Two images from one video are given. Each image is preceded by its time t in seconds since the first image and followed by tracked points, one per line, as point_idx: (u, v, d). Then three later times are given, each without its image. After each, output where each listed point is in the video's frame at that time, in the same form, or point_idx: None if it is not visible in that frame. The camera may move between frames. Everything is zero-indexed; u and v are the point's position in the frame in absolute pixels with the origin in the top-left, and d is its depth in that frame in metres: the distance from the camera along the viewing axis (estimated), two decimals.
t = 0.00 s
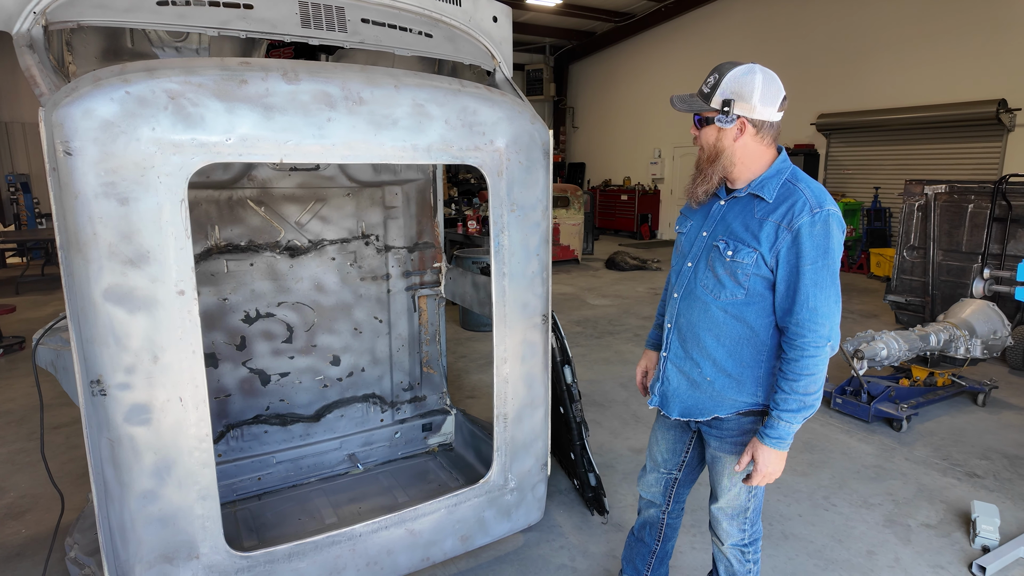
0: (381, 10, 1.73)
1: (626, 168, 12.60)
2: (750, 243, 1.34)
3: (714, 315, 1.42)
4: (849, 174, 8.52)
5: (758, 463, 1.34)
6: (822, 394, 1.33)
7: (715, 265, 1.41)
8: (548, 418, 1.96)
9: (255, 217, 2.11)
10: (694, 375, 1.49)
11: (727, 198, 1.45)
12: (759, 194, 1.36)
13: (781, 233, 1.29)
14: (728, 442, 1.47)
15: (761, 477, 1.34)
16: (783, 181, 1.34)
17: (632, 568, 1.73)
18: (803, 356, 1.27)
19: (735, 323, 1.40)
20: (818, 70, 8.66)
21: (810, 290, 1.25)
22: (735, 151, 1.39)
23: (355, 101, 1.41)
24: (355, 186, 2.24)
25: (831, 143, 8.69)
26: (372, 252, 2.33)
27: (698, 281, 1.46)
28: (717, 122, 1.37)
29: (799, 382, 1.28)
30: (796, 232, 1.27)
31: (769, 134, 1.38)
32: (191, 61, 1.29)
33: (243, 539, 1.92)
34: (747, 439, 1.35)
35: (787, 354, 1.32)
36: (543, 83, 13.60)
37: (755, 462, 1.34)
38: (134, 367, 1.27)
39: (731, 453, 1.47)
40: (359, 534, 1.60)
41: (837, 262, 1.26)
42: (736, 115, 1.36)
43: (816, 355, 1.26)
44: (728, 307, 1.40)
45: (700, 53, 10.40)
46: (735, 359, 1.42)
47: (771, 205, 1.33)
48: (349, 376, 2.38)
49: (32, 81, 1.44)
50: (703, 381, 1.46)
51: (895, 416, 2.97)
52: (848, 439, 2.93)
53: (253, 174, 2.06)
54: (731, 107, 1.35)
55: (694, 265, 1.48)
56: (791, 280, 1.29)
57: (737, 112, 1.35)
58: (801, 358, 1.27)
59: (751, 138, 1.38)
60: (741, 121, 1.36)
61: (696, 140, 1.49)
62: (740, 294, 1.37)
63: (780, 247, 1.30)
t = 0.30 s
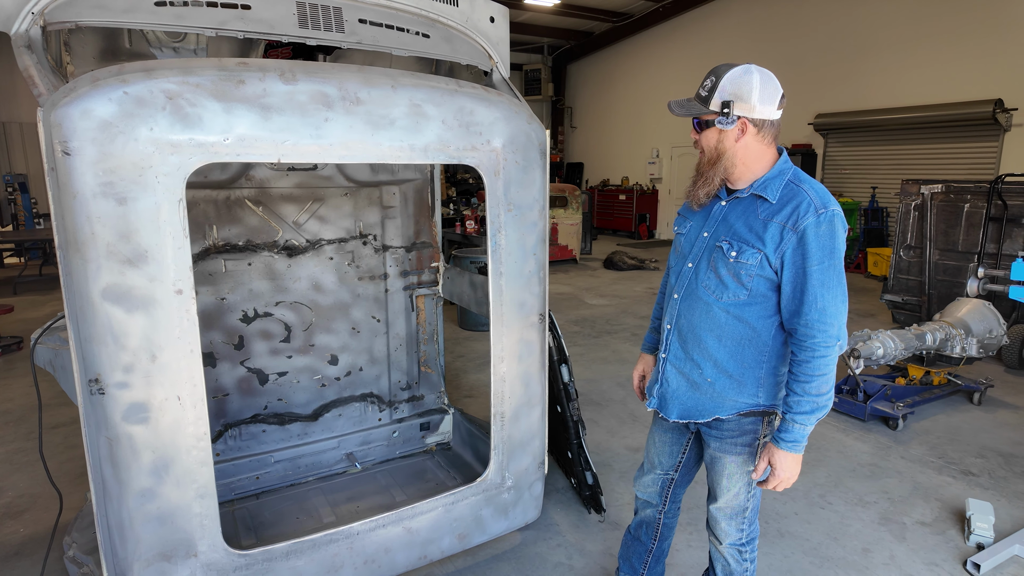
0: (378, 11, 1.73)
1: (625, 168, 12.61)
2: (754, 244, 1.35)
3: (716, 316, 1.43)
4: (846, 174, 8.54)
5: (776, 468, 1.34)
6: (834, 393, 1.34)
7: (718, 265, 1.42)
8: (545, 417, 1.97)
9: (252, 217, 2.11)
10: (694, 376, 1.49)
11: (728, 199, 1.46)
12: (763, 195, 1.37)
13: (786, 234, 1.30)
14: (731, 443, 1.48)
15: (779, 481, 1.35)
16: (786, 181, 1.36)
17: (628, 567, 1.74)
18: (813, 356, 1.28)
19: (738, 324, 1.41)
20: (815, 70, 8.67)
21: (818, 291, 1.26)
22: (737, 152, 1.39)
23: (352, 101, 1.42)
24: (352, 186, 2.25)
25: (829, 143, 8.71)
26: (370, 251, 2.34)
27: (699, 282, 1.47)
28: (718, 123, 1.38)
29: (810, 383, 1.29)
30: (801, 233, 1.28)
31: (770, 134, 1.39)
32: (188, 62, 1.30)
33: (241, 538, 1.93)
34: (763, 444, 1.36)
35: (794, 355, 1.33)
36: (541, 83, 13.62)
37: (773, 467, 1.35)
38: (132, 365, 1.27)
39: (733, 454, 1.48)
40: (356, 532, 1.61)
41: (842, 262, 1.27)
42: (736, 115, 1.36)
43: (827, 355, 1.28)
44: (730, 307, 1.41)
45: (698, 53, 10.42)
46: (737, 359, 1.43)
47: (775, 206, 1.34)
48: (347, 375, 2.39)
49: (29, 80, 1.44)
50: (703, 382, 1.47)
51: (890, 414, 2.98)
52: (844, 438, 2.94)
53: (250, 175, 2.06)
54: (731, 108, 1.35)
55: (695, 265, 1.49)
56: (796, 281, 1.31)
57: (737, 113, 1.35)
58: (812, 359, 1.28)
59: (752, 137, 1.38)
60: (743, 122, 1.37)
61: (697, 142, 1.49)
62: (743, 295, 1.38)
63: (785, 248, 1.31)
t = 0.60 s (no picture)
0: (375, 12, 1.74)
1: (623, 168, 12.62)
2: (753, 243, 1.36)
3: (715, 316, 1.43)
4: (844, 174, 8.56)
5: (796, 472, 1.35)
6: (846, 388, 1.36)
7: (716, 265, 1.43)
8: (542, 416, 1.98)
9: (250, 217, 2.12)
10: (693, 379, 1.49)
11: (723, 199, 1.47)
12: (759, 193, 1.39)
13: (786, 233, 1.32)
14: (734, 445, 1.47)
15: (801, 486, 1.35)
16: (782, 180, 1.37)
17: None
18: (823, 353, 1.30)
19: (737, 323, 1.42)
20: (813, 70, 8.69)
21: (821, 287, 1.28)
22: (744, 153, 1.41)
23: (349, 102, 1.42)
24: (350, 186, 2.25)
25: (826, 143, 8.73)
26: (368, 251, 2.35)
27: (697, 283, 1.47)
28: (729, 127, 1.38)
29: (824, 379, 1.31)
30: (801, 231, 1.30)
31: (769, 133, 1.43)
32: (186, 62, 1.30)
33: (240, 537, 1.93)
34: (780, 449, 1.37)
35: (802, 352, 1.34)
36: (539, 83, 13.65)
37: (792, 472, 1.35)
38: (130, 365, 1.28)
39: (733, 455, 1.48)
40: (354, 531, 1.61)
41: (842, 257, 1.30)
42: (746, 118, 1.38)
43: (837, 350, 1.29)
44: (730, 307, 1.41)
45: (696, 53, 10.44)
46: (736, 359, 1.43)
47: (773, 204, 1.36)
48: (345, 375, 2.40)
49: (28, 82, 1.44)
50: (702, 384, 1.47)
51: (886, 413, 2.99)
52: (841, 437, 2.95)
53: (248, 175, 2.06)
54: (742, 111, 1.36)
55: (692, 266, 1.49)
56: (797, 279, 1.32)
57: (749, 115, 1.36)
58: (823, 355, 1.30)
59: (758, 138, 1.41)
60: (751, 123, 1.39)
61: (692, 150, 1.48)
62: (743, 294, 1.39)
63: (785, 246, 1.32)
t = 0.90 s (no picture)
0: (372, 12, 1.74)
1: (622, 168, 12.63)
2: (735, 240, 1.37)
3: (697, 312, 1.43)
4: (842, 174, 8.58)
5: (782, 469, 1.35)
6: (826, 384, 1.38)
7: (698, 261, 1.43)
8: (540, 415, 1.98)
9: (248, 217, 2.13)
10: (673, 374, 1.47)
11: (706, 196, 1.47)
12: (741, 191, 1.39)
13: (767, 231, 1.33)
14: (715, 442, 1.47)
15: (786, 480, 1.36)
16: (763, 180, 1.38)
17: None
18: (805, 350, 1.31)
19: (718, 320, 1.42)
20: (811, 70, 8.71)
21: (802, 286, 1.29)
22: (730, 152, 1.41)
23: (347, 102, 1.43)
24: (348, 186, 2.26)
25: (824, 143, 8.74)
26: (366, 251, 2.35)
27: (679, 278, 1.47)
28: (716, 126, 1.38)
29: (805, 375, 1.32)
30: (782, 230, 1.31)
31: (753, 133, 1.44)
32: (184, 63, 1.31)
33: (238, 536, 1.93)
34: (765, 445, 1.37)
35: (783, 349, 1.35)
36: (538, 83, 13.68)
37: (779, 469, 1.36)
38: (128, 365, 1.28)
39: (716, 452, 1.48)
40: (351, 530, 1.62)
41: (822, 257, 1.32)
42: (732, 117, 1.38)
43: (818, 347, 1.31)
44: (711, 303, 1.42)
45: (695, 53, 10.46)
46: (717, 355, 1.44)
47: (754, 203, 1.37)
48: (343, 374, 2.40)
49: (25, 81, 1.45)
50: (682, 379, 1.46)
51: (883, 413, 3.00)
52: (838, 436, 2.96)
53: (247, 175, 2.07)
54: (728, 111, 1.36)
55: (674, 262, 1.49)
56: (778, 277, 1.33)
57: (735, 114, 1.36)
58: (804, 353, 1.31)
59: (743, 138, 1.42)
60: (736, 122, 1.39)
61: (677, 150, 1.47)
62: (724, 290, 1.40)
63: (767, 245, 1.33)
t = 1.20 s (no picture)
0: (370, 12, 1.75)
1: (621, 168, 12.65)
2: (715, 233, 1.37)
3: (682, 307, 1.43)
4: (840, 174, 8.59)
5: (752, 449, 1.38)
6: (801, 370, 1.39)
7: (680, 256, 1.43)
8: (538, 415, 1.99)
9: (247, 217, 2.13)
10: (662, 370, 1.48)
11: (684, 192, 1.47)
12: (718, 185, 1.40)
13: (746, 223, 1.33)
14: (705, 441, 1.47)
15: (757, 462, 1.39)
16: (739, 172, 1.39)
17: None
18: (783, 337, 1.32)
19: (702, 314, 1.42)
20: (810, 70, 8.72)
21: (781, 275, 1.30)
22: (699, 149, 1.41)
23: (345, 102, 1.43)
24: (346, 186, 2.26)
25: (823, 143, 8.76)
26: (364, 251, 2.36)
27: (662, 275, 1.46)
28: (682, 125, 1.38)
29: (783, 363, 1.33)
30: (761, 221, 1.31)
31: (721, 127, 1.43)
32: (182, 64, 1.31)
33: (236, 536, 1.94)
34: (738, 426, 1.40)
35: (762, 338, 1.36)
36: (537, 83, 13.70)
37: (749, 449, 1.39)
38: (127, 364, 1.29)
39: (705, 452, 1.47)
40: (349, 529, 1.62)
41: (799, 245, 1.32)
42: (699, 114, 1.37)
43: (795, 335, 1.32)
44: (695, 297, 1.41)
45: (693, 53, 10.48)
46: (702, 350, 1.44)
47: (732, 195, 1.37)
48: (341, 374, 2.41)
49: (24, 83, 1.45)
50: (671, 375, 1.46)
51: (881, 413, 3.01)
52: (835, 436, 2.97)
53: (245, 175, 2.07)
54: (694, 108, 1.36)
55: (657, 259, 1.48)
56: (757, 267, 1.34)
57: (701, 111, 1.36)
58: (783, 341, 1.32)
59: (711, 134, 1.41)
60: (704, 119, 1.39)
61: (648, 150, 1.47)
62: (707, 284, 1.39)
63: (746, 237, 1.34)
